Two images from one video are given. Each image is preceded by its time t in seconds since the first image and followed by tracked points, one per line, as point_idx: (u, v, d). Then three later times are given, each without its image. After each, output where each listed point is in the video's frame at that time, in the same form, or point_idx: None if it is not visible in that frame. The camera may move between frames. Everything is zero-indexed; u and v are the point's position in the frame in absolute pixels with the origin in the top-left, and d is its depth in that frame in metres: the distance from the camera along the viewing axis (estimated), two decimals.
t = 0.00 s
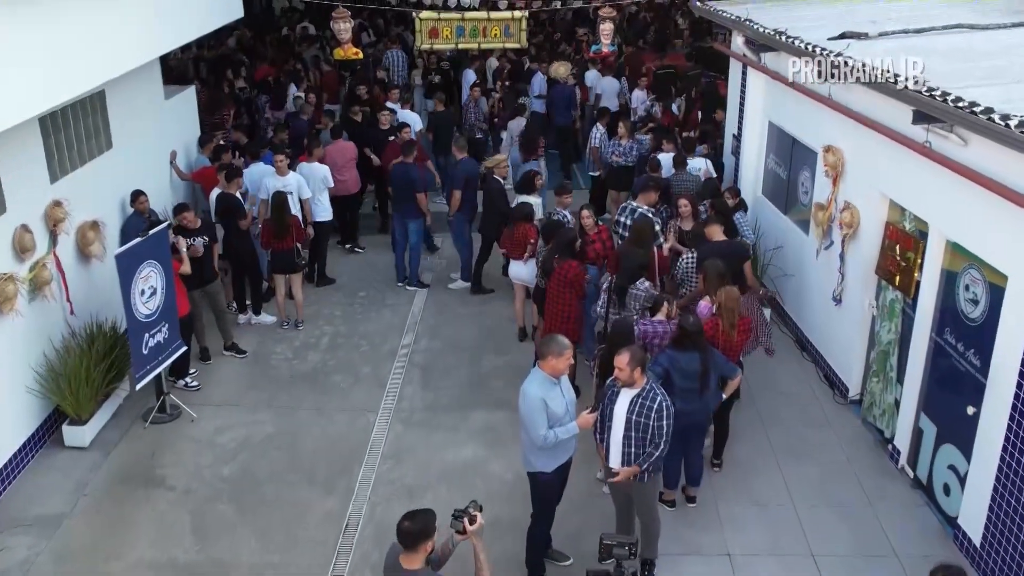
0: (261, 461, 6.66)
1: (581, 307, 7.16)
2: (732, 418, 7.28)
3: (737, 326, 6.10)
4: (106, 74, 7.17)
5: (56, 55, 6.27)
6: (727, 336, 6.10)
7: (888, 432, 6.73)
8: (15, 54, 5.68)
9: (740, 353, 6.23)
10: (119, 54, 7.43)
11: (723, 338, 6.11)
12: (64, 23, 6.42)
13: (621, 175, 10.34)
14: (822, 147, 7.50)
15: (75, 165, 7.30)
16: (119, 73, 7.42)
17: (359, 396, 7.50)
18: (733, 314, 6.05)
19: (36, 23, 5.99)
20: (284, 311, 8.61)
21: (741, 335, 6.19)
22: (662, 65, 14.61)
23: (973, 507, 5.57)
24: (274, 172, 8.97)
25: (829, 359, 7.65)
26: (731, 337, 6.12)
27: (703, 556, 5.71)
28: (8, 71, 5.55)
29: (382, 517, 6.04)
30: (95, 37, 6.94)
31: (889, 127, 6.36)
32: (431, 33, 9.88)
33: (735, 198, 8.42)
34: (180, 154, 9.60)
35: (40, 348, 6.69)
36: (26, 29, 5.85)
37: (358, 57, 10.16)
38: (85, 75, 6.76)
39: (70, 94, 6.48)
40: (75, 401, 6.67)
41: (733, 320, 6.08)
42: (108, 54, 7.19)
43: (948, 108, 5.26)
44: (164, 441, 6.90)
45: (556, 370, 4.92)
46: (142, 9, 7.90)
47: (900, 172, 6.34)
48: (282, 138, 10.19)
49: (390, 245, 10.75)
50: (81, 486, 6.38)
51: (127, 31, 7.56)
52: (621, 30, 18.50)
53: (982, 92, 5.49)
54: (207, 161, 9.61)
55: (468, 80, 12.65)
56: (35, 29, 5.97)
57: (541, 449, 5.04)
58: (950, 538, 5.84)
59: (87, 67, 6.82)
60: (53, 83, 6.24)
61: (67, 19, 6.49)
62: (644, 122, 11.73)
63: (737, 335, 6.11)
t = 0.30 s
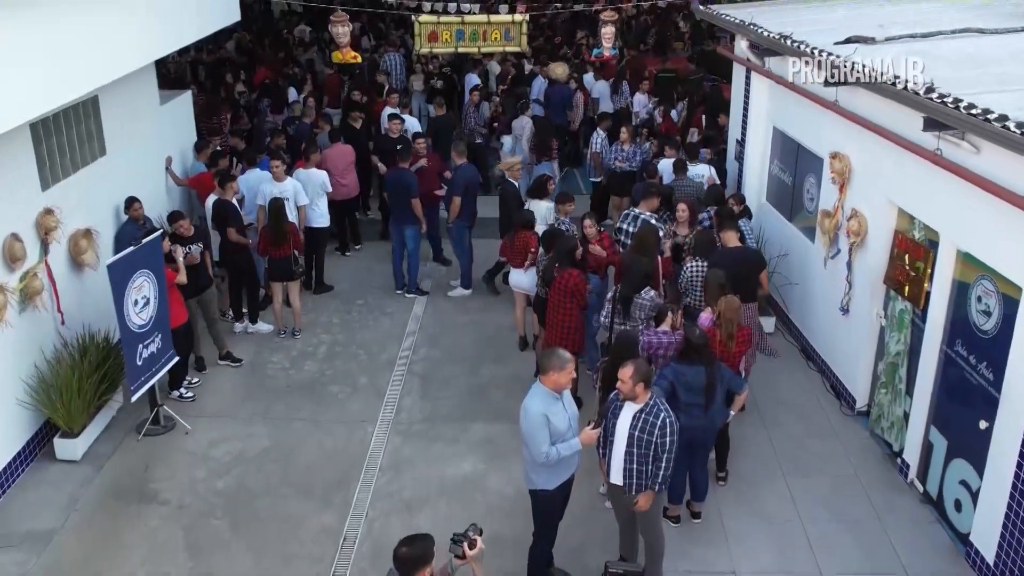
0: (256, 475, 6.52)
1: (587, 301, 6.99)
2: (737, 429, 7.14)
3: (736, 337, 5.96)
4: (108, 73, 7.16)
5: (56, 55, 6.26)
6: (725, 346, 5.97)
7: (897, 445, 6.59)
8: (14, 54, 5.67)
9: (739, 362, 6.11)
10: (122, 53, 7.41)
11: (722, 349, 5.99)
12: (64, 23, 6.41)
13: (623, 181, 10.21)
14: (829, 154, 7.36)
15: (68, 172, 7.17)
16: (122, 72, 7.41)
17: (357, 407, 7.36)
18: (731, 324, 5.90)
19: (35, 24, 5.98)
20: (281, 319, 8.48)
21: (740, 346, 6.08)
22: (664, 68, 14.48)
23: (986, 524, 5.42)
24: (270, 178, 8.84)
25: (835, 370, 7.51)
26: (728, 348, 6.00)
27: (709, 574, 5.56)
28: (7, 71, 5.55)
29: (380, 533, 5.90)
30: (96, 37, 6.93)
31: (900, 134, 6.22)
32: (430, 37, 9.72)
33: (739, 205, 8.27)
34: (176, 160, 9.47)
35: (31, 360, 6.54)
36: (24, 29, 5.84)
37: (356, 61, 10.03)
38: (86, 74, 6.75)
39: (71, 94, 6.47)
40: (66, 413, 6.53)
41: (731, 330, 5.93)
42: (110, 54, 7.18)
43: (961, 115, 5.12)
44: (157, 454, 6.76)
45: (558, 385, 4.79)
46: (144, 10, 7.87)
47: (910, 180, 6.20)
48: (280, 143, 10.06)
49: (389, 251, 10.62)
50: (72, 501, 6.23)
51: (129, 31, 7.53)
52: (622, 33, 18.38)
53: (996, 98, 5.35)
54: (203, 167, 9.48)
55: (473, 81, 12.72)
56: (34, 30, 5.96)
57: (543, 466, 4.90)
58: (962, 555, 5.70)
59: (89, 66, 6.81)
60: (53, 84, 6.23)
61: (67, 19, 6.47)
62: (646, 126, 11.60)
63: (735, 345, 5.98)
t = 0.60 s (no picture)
0: (252, 490, 6.38)
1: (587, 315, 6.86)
2: (743, 442, 7.00)
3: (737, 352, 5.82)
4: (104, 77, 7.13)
5: (56, 56, 6.26)
6: (725, 360, 5.80)
7: (906, 460, 6.46)
8: (16, 53, 5.68)
9: (740, 377, 5.99)
10: (119, 56, 7.40)
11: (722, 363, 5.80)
12: (64, 25, 6.43)
13: (625, 187, 10.07)
14: (836, 162, 7.23)
15: (60, 180, 7.04)
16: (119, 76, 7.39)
17: (354, 421, 7.22)
18: (732, 337, 5.75)
19: (36, 24, 5.99)
20: (278, 329, 8.34)
21: (740, 360, 5.95)
22: (666, 74, 14.35)
23: (998, 542, 5.28)
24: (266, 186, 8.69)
25: (842, 381, 7.37)
26: (729, 362, 5.82)
27: None
28: (8, 71, 5.55)
29: (378, 551, 5.76)
30: (93, 40, 6.92)
31: (909, 143, 6.09)
32: (430, 42, 9.62)
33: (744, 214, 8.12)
34: (171, 167, 9.34)
35: (21, 373, 6.40)
36: (26, 29, 5.85)
37: (354, 66, 9.91)
38: (83, 77, 6.74)
39: (69, 97, 6.45)
40: (57, 428, 6.39)
41: (731, 344, 5.78)
42: (108, 57, 7.16)
43: (973, 124, 4.99)
44: (150, 469, 6.62)
45: (561, 402, 4.66)
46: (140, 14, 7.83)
47: (920, 190, 6.06)
48: (277, 149, 9.93)
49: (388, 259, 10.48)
50: (63, 517, 6.09)
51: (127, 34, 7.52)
52: (623, 37, 18.24)
53: (1010, 107, 5.22)
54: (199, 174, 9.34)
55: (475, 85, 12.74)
56: (35, 30, 5.97)
57: (547, 486, 4.77)
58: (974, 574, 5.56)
59: (87, 71, 6.81)
60: (53, 86, 6.21)
61: (67, 21, 6.49)
62: (649, 132, 11.46)
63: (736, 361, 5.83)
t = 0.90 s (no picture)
0: (247, 507, 6.24)
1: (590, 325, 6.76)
2: (748, 457, 6.85)
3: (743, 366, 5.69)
4: (102, 83, 7.10)
5: (55, 59, 6.25)
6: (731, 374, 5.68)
7: (915, 476, 6.31)
8: (16, 53, 5.67)
9: (746, 391, 5.84)
10: (117, 61, 7.37)
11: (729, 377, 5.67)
12: (65, 29, 6.43)
13: (628, 195, 9.94)
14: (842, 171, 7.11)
15: (52, 190, 6.92)
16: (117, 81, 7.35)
17: (352, 435, 7.08)
18: (739, 350, 5.63)
19: (37, 25, 6.00)
20: (274, 340, 8.20)
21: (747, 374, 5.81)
22: (667, 80, 14.24)
23: (1012, 563, 5.14)
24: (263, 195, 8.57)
25: (848, 395, 7.24)
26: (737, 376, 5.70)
27: None
28: (8, 71, 5.54)
29: (375, 570, 5.61)
30: (92, 45, 6.90)
31: (919, 153, 5.96)
32: (429, 48, 9.49)
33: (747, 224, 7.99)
34: (167, 175, 9.21)
35: (11, 386, 6.26)
36: (26, 30, 5.84)
37: (352, 73, 9.81)
38: (81, 81, 6.71)
39: (67, 100, 6.43)
40: (48, 443, 6.24)
41: (738, 357, 5.66)
42: (106, 63, 7.13)
43: (986, 134, 4.86)
44: (143, 485, 6.47)
45: (562, 419, 4.53)
46: (136, 20, 7.76)
47: (929, 200, 5.93)
48: (274, 157, 9.81)
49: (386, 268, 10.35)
50: (53, 535, 5.94)
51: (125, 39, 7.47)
52: (624, 43, 18.15)
53: None
54: (196, 182, 9.22)
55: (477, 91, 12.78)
56: (36, 31, 5.97)
57: (552, 507, 4.63)
58: None
59: (85, 75, 6.79)
60: (51, 88, 6.18)
61: (68, 24, 6.48)
62: (651, 139, 11.34)
63: (743, 374, 5.70)
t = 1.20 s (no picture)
0: (241, 523, 6.10)
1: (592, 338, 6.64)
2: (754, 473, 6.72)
3: (755, 379, 5.49)
4: (100, 88, 7.11)
5: (53, 62, 6.28)
6: (746, 389, 5.48)
7: (925, 492, 6.18)
8: (15, 54, 5.73)
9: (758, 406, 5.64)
10: (115, 66, 7.38)
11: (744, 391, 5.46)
12: (63, 33, 6.45)
13: (630, 203, 9.82)
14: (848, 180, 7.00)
15: (44, 199, 6.80)
16: (115, 86, 7.36)
17: (349, 448, 6.95)
18: (752, 363, 5.44)
19: (36, 28, 6.04)
20: (271, 351, 8.07)
21: (760, 388, 5.60)
22: (669, 87, 14.13)
23: None
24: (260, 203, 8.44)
25: (855, 408, 7.11)
26: (749, 390, 5.50)
27: None
28: (8, 70, 5.58)
29: None
30: (90, 50, 6.92)
31: (929, 163, 5.84)
32: (428, 55, 9.39)
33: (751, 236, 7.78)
34: (162, 183, 9.09)
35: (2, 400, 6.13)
36: (25, 31, 5.89)
37: (350, 80, 9.71)
38: (79, 85, 6.73)
39: (66, 104, 6.45)
40: (39, 458, 6.11)
41: (751, 370, 5.46)
42: (103, 68, 7.14)
43: (998, 144, 4.73)
44: (136, 500, 6.34)
45: (566, 437, 4.40)
46: (134, 27, 7.73)
47: (939, 211, 5.81)
48: (271, 165, 9.69)
49: (385, 278, 10.22)
50: (43, 552, 5.80)
51: (122, 46, 7.46)
52: (624, 50, 18.09)
53: None
54: (192, 191, 9.09)
55: (478, 96, 12.69)
56: (35, 34, 6.02)
57: (554, 526, 4.51)
58: None
59: (83, 80, 6.81)
60: (49, 92, 6.21)
61: (66, 28, 6.53)
62: (653, 147, 11.22)
63: (755, 388, 5.51)
